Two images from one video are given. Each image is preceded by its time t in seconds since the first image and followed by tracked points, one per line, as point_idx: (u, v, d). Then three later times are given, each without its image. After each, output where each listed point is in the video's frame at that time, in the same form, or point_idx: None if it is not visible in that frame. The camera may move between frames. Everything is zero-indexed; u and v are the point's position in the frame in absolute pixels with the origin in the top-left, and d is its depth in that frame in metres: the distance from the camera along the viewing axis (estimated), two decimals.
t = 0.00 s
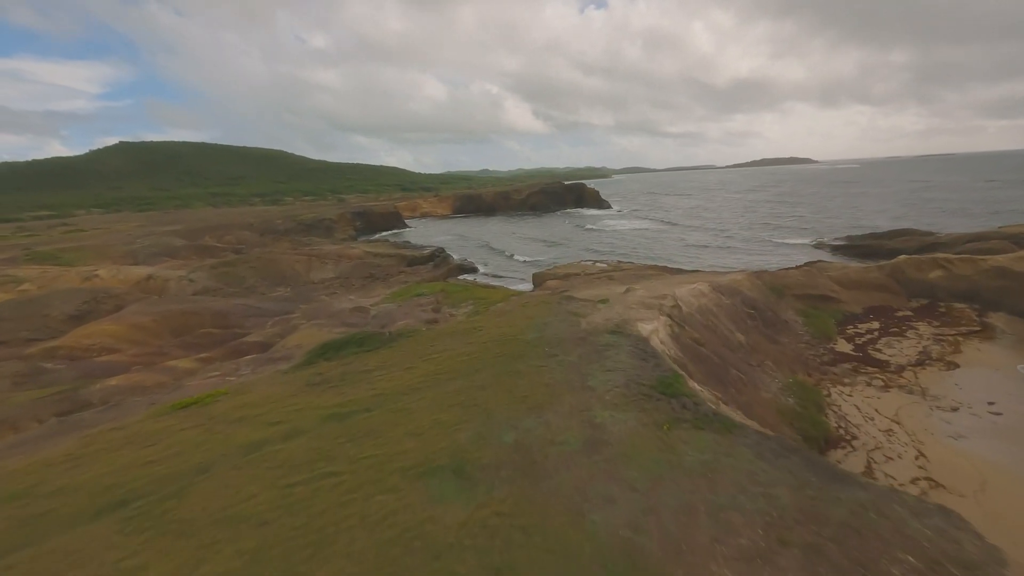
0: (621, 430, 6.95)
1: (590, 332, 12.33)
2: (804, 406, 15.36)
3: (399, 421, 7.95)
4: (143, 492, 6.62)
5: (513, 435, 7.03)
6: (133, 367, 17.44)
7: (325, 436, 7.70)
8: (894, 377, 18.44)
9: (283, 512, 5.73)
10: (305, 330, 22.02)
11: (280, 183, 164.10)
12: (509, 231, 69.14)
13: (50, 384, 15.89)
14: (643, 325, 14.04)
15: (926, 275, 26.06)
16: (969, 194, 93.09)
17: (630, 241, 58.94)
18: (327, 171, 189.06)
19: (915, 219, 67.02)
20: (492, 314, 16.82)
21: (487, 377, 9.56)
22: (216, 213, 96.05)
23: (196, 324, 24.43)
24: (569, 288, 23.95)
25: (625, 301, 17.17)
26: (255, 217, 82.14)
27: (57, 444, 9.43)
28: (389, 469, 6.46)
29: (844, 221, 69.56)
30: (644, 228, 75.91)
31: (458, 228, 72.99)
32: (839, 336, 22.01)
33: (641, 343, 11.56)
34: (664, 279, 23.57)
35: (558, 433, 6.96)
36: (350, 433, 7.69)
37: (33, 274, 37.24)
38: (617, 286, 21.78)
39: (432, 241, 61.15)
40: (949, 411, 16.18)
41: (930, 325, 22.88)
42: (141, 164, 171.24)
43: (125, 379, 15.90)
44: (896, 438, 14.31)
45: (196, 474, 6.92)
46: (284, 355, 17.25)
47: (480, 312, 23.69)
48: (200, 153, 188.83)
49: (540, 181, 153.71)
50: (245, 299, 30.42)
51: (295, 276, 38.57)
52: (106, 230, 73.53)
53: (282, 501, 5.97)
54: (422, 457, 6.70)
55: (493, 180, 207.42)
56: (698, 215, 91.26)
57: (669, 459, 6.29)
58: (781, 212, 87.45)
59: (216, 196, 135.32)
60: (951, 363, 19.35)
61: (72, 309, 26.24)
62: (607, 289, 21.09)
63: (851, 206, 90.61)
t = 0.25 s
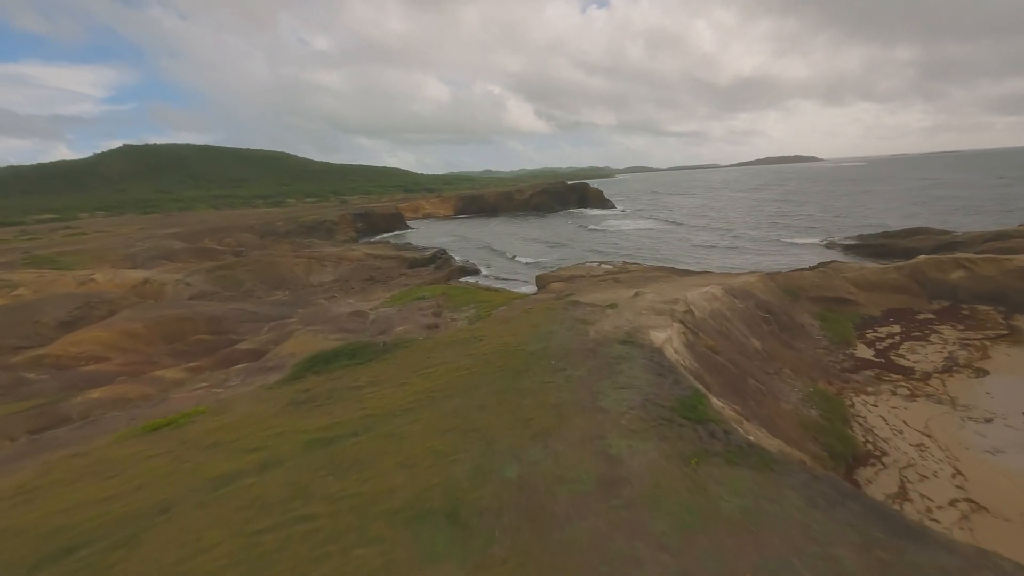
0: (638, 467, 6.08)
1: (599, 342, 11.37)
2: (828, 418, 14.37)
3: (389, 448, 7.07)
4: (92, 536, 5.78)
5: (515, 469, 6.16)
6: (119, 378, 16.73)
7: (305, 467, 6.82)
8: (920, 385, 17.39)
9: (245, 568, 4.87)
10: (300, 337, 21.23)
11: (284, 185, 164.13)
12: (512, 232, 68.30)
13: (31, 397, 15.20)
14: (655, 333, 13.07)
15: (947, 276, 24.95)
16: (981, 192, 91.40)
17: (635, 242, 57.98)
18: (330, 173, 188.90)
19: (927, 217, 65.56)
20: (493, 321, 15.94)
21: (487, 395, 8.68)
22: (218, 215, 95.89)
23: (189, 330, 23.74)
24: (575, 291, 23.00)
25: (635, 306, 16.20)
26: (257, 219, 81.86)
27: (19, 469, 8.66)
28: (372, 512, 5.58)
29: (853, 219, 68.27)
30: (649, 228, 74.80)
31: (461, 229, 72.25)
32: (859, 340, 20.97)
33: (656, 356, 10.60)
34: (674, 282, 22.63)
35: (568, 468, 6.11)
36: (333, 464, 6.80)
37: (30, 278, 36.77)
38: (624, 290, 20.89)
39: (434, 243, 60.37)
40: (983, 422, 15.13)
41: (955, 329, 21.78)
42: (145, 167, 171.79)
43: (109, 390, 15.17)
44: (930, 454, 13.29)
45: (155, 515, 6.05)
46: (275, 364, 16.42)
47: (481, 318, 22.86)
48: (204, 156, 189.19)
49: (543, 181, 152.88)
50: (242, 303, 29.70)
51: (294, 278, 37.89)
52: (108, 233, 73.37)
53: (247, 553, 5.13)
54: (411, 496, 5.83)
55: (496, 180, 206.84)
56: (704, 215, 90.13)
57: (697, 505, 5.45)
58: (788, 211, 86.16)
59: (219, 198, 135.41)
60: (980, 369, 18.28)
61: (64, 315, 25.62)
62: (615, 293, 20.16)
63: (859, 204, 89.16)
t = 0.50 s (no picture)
0: (663, 513, 5.22)
1: (610, 353, 10.47)
2: (855, 431, 13.39)
3: (375, 483, 6.21)
4: None
5: (520, 514, 5.28)
6: (103, 389, 15.97)
7: (278, 506, 5.95)
8: (950, 393, 16.35)
9: None
10: (294, 343, 20.42)
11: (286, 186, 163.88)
12: (514, 232, 67.41)
13: (9, 411, 14.46)
14: (670, 341, 12.14)
15: (970, 276, 23.86)
16: (992, 189, 89.71)
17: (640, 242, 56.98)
18: (332, 174, 188.70)
19: (939, 215, 64.15)
20: (495, 327, 15.04)
21: (487, 416, 7.81)
22: (219, 217, 95.44)
23: (181, 336, 22.99)
24: (580, 295, 22.09)
25: (645, 311, 15.27)
26: (257, 221, 81.28)
27: None
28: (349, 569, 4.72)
29: (862, 218, 66.95)
30: (653, 228, 73.72)
31: (463, 230, 71.44)
32: (880, 345, 19.94)
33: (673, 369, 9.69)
34: (684, 284, 21.66)
35: (582, 514, 5.25)
36: (311, 502, 5.95)
37: (24, 283, 36.17)
38: (633, 293, 19.95)
39: (436, 244, 59.65)
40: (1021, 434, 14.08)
41: (981, 332, 20.71)
42: (148, 170, 172.01)
43: (89, 403, 14.38)
44: (968, 471, 12.28)
45: (100, 567, 5.19)
46: (266, 374, 15.60)
47: (483, 322, 22.02)
48: (207, 158, 189.42)
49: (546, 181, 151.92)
50: (238, 308, 28.97)
51: (292, 281, 37.13)
52: (109, 236, 72.96)
53: None
54: (397, 547, 4.96)
55: (498, 180, 206.11)
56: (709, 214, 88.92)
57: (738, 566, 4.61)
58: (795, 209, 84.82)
59: (221, 200, 135.17)
60: (1013, 376, 17.22)
61: (54, 321, 24.91)
62: (623, 296, 19.22)
63: (867, 202, 87.72)
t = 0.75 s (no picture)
0: None
1: (623, 366, 9.52)
2: (886, 446, 12.40)
3: (356, 528, 5.31)
4: None
5: None
6: (85, 401, 15.22)
7: (241, 557, 5.04)
8: (985, 402, 15.25)
9: None
10: (287, 351, 19.57)
11: (288, 189, 163.99)
12: (517, 233, 66.62)
13: None
14: (686, 350, 11.18)
15: (995, 276, 22.76)
16: (1004, 185, 88.06)
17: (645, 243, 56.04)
18: (335, 176, 188.47)
19: (952, 213, 62.67)
20: (497, 335, 14.11)
21: (488, 443, 6.91)
22: (221, 220, 95.17)
23: (173, 343, 22.25)
24: (586, 298, 21.14)
25: (657, 317, 14.31)
26: (258, 223, 80.87)
27: None
28: None
29: (872, 216, 65.65)
30: (658, 228, 72.59)
31: (465, 231, 70.74)
32: (904, 350, 18.89)
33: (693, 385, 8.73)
34: (695, 287, 20.69)
35: None
36: (281, 551, 5.06)
37: (19, 287, 35.63)
38: (642, 297, 18.99)
39: (437, 245, 58.85)
40: None
41: (1011, 335, 19.59)
42: (151, 173, 172.56)
43: (67, 416, 13.61)
44: (1014, 491, 11.23)
45: None
46: (254, 386, 14.73)
47: (484, 328, 21.11)
48: (210, 161, 189.61)
49: (548, 181, 151.13)
50: (233, 313, 28.17)
51: (290, 284, 36.41)
52: (111, 239, 72.85)
53: None
54: None
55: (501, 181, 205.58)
56: (714, 214, 87.80)
57: None
58: (802, 208, 83.54)
59: (224, 203, 135.14)
60: None
61: (44, 328, 24.24)
62: (632, 300, 18.27)
63: (876, 200, 86.26)
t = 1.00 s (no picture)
0: None
1: (638, 380, 8.59)
2: (922, 463, 11.41)
3: None
4: None
5: None
6: (65, 415, 14.44)
7: None
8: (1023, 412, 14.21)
9: None
10: (280, 358, 18.75)
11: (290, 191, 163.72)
12: (520, 234, 65.73)
13: None
14: (706, 360, 10.23)
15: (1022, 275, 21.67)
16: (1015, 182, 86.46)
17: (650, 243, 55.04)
18: (337, 178, 188.12)
19: (965, 210, 61.21)
20: (499, 343, 13.18)
21: (488, 475, 6.02)
22: (222, 222, 94.77)
23: (164, 349, 21.49)
24: (593, 302, 20.21)
25: (671, 322, 13.36)
26: (259, 225, 80.34)
27: None
28: None
29: (882, 214, 64.35)
30: (663, 228, 71.43)
31: (467, 232, 69.89)
32: (930, 354, 17.86)
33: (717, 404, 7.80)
34: (707, 289, 19.74)
35: None
36: None
37: (13, 292, 35.00)
38: (652, 300, 18.05)
39: (439, 247, 58.04)
40: None
41: None
42: (154, 176, 172.85)
43: (43, 432, 12.82)
44: None
45: None
46: (242, 398, 13.91)
47: (486, 333, 20.23)
48: (212, 164, 189.69)
49: (551, 181, 150.14)
50: (229, 318, 27.42)
51: (288, 287, 35.64)
52: (111, 242, 72.48)
53: None
54: None
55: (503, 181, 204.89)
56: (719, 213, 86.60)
57: None
58: (809, 206, 82.26)
59: (226, 205, 134.97)
60: None
61: (32, 335, 23.53)
62: (641, 304, 17.32)
63: (885, 198, 84.88)
